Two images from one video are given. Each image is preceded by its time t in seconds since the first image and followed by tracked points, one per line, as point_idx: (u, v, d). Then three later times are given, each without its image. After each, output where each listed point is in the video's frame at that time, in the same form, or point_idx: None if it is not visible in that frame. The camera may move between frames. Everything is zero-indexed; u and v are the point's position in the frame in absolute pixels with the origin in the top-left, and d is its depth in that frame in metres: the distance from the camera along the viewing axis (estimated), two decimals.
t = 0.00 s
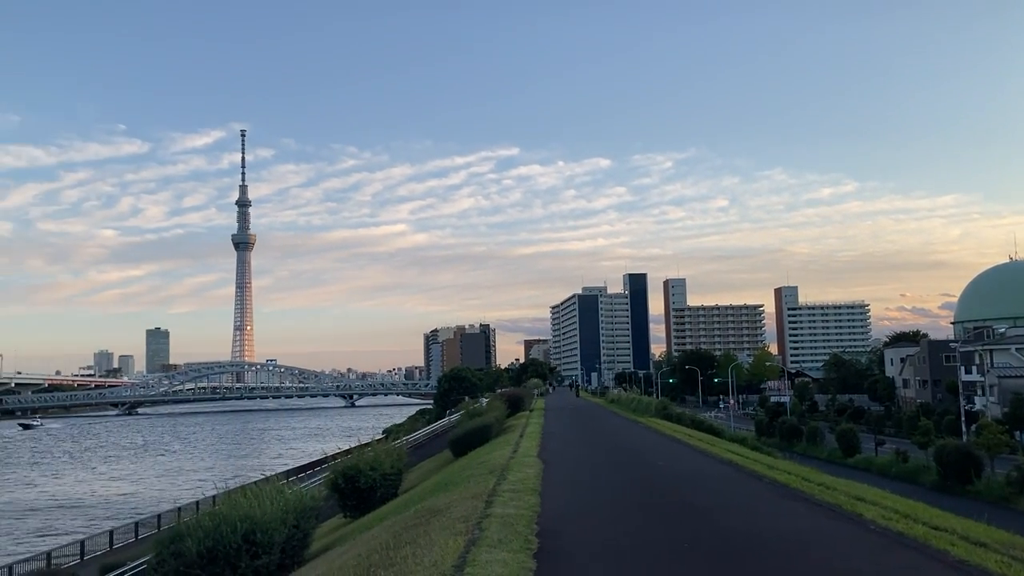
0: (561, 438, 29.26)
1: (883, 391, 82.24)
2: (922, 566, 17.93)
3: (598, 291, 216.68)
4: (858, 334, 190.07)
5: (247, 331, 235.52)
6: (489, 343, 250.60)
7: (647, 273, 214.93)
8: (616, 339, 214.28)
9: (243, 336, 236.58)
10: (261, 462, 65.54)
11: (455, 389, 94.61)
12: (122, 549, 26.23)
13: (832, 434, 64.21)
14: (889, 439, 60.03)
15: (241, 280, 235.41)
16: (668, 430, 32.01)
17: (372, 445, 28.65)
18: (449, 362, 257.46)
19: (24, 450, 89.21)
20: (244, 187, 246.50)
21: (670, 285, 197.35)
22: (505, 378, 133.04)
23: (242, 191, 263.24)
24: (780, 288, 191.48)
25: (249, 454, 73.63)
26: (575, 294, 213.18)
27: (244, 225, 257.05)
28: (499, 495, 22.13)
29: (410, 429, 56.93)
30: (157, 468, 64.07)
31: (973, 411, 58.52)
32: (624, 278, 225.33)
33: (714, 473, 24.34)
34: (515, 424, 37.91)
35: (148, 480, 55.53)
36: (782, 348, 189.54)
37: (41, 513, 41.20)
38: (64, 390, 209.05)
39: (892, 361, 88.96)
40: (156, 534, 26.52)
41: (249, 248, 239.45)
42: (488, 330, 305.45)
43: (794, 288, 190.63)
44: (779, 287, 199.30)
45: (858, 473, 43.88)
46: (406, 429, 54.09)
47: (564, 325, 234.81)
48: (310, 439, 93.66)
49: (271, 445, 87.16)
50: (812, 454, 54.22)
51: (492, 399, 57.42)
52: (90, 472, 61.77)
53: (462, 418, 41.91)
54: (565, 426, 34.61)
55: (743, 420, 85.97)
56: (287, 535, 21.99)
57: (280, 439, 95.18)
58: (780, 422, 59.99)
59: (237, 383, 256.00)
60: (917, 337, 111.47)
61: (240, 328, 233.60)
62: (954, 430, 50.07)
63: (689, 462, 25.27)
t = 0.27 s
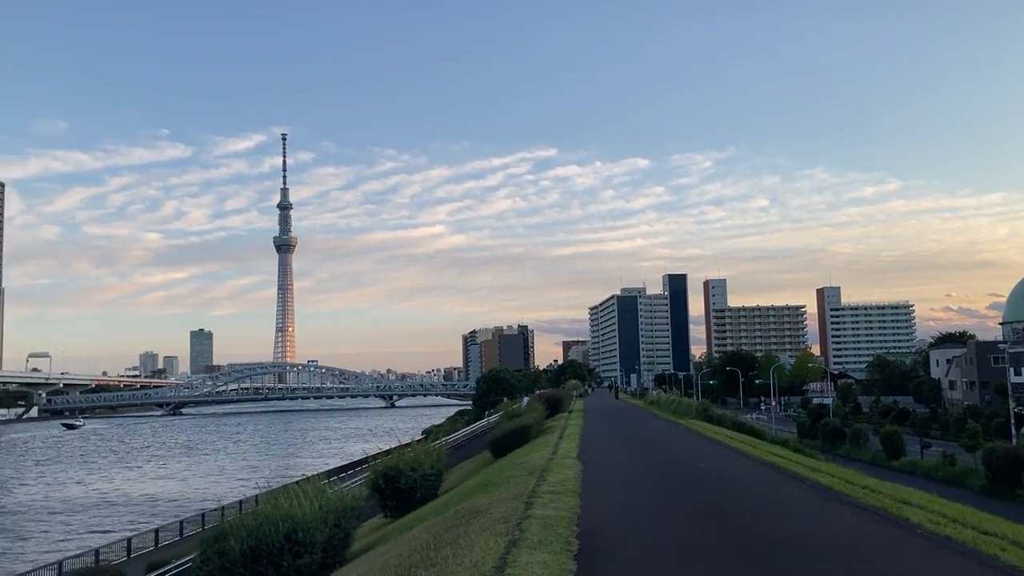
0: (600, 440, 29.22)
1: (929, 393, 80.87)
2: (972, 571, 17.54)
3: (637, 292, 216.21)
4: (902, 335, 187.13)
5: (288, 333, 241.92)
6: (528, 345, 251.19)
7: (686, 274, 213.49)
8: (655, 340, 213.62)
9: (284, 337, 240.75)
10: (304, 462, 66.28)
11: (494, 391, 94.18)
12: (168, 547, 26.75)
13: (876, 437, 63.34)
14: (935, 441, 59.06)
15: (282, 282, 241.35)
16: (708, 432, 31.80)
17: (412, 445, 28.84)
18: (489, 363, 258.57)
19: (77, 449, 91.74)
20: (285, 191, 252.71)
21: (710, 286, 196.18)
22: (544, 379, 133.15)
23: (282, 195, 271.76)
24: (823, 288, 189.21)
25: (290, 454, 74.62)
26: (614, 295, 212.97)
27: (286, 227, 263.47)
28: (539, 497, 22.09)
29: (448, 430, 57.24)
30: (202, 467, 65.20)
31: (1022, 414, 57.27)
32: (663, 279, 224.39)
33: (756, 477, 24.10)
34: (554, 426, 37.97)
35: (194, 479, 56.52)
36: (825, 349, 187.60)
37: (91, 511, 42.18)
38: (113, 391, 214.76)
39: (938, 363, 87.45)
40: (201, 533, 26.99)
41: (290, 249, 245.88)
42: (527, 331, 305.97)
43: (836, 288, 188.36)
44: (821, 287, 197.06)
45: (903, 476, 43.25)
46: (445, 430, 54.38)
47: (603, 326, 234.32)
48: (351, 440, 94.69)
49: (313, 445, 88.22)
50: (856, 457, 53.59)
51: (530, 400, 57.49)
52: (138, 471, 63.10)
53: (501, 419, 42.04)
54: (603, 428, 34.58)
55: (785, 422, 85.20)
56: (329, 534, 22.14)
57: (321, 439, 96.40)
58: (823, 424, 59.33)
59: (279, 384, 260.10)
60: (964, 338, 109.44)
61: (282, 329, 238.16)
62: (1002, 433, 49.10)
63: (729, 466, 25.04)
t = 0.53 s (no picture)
0: (637, 442, 29.16)
1: (973, 395, 79.49)
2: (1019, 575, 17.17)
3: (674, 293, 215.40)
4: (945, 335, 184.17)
5: (326, 332, 243.64)
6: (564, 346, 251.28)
7: (723, 275, 212.11)
8: (692, 341, 212.54)
9: (322, 338, 243.97)
10: (339, 462, 66.72)
11: (529, 392, 93.86)
12: (208, 546, 27.10)
13: (918, 439, 62.42)
14: (979, 444, 58.08)
15: (319, 283, 245.94)
16: (746, 434, 31.57)
17: (448, 446, 29.02)
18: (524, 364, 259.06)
19: (119, 448, 93.38)
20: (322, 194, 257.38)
21: (748, 286, 194.70)
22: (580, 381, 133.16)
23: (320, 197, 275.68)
24: (862, 288, 186.90)
25: (326, 454, 75.31)
26: (650, 296, 212.39)
27: (323, 229, 268.35)
28: (575, 498, 22.02)
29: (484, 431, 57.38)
30: (240, 467, 65.88)
31: None
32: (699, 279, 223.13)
33: (795, 480, 23.92)
34: (590, 427, 37.94)
35: (233, 479, 57.12)
36: (865, 349, 185.65)
37: (134, 509, 42.76)
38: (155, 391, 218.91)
39: (982, 364, 85.93)
40: (240, 532, 27.29)
41: (328, 251, 250.32)
42: (562, 331, 305.94)
43: (877, 288, 185.97)
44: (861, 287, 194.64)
45: (946, 480, 42.58)
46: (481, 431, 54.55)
47: (640, 327, 233.38)
48: (387, 440, 95.24)
49: (349, 446, 88.81)
50: (897, 460, 52.90)
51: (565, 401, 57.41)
52: (177, 471, 63.93)
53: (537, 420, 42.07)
54: (640, 430, 34.50)
55: (824, 425, 84.34)
56: (366, 533, 22.29)
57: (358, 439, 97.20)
58: (862, 426, 58.65)
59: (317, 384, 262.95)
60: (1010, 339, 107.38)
61: (319, 330, 241.61)
62: None
63: (767, 469, 24.82)
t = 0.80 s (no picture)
0: (670, 444, 29.05)
1: (1013, 396, 78.22)
2: None
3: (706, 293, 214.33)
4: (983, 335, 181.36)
5: (360, 332, 247.18)
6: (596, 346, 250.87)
7: (757, 275, 210.63)
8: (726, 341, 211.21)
9: (355, 338, 246.01)
10: (371, 462, 67.02)
11: (561, 393, 93.16)
12: (243, 544, 27.42)
13: (957, 441, 61.51)
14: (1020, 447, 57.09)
15: (353, 284, 248.26)
16: (781, 436, 31.32)
17: (480, 446, 29.12)
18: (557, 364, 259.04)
19: (156, 447, 94.84)
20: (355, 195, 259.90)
21: (782, 286, 193.10)
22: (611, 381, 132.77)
23: (353, 199, 279.03)
24: (899, 288, 184.63)
25: (358, 454, 75.67)
26: (683, 296, 211.54)
27: (356, 230, 270.56)
28: (608, 499, 21.91)
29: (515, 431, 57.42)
30: (273, 466, 66.43)
31: None
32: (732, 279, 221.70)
33: (831, 482, 23.69)
34: (623, 427, 37.84)
35: (266, 478, 57.63)
36: (902, 350, 183.52)
37: (170, 508, 43.25)
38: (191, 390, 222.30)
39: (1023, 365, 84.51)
40: (275, 530, 27.58)
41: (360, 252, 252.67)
42: (594, 331, 305.65)
43: (913, 288, 183.62)
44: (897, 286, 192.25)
45: (986, 482, 41.94)
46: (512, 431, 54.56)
47: (672, 327, 232.44)
48: (419, 440, 95.67)
49: (381, 445, 89.23)
50: (935, 461, 52.18)
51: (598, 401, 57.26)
52: (211, 470, 64.65)
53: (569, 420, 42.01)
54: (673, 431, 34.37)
55: (860, 426, 83.46)
56: (400, 533, 22.36)
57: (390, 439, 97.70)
58: (900, 427, 57.93)
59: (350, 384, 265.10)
60: None
61: (352, 330, 243.71)
62: None
63: (802, 471, 24.60)
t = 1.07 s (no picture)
0: (701, 444, 28.92)
1: None
2: None
3: (736, 293, 213.04)
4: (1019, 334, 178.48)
5: (388, 332, 248.20)
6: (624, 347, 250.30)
7: (788, 274, 208.59)
8: (756, 341, 209.82)
9: (383, 338, 247.52)
10: (400, 461, 67.24)
11: (590, 393, 93.04)
12: (273, 543, 27.66)
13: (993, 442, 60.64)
14: None
15: (381, 285, 249.73)
16: (814, 436, 31.03)
17: (508, 446, 29.19)
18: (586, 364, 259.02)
19: (188, 445, 96.01)
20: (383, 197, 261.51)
21: (812, 286, 191.50)
22: (640, 382, 132.25)
23: (382, 200, 282.12)
24: (932, 287, 182.28)
25: (387, 453, 76.13)
26: (712, 296, 210.46)
27: (385, 231, 272.11)
28: (636, 500, 21.79)
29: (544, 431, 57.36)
30: (303, 466, 66.86)
31: None
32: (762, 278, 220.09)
33: (865, 484, 23.36)
34: (652, 428, 37.67)
35: (296, 478, 57.99)
36: (935, 350, 181.25)
37: (201, 506, 43.60)
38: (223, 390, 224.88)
39: None
40: (305, 529, 27.81)
41: (389, 253, 254.18)
42: (623, 330, 304.89)
43: (947, 287, 181.15)
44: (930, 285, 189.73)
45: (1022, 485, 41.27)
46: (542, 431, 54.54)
47: (702, 327, 231.06)
48: (448, 440, 95.95)
49: (409, 445, 89.45)
50: (971, 463, 51.54)
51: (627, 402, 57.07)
52: (241, 469, 65.21)
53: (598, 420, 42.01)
54: (703, 431, 34.15)
55: (893, 427, 82.61)
56: (429, 533, 22.41)
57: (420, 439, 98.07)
58: (934, 428, 57.21)
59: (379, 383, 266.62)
60: None
61: (381, 329, 245.29)
62: None
63: (835, 473, 24.35)
